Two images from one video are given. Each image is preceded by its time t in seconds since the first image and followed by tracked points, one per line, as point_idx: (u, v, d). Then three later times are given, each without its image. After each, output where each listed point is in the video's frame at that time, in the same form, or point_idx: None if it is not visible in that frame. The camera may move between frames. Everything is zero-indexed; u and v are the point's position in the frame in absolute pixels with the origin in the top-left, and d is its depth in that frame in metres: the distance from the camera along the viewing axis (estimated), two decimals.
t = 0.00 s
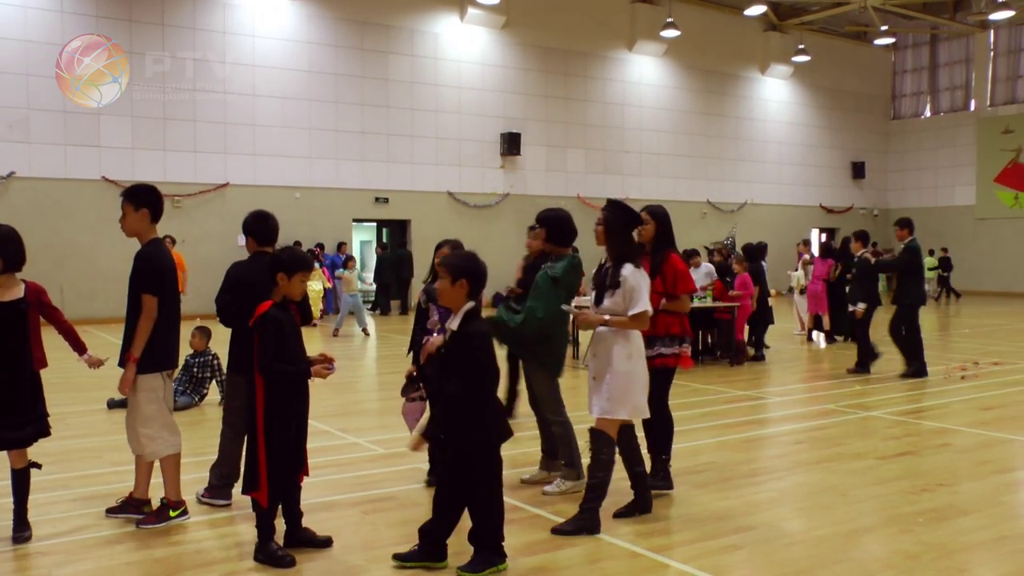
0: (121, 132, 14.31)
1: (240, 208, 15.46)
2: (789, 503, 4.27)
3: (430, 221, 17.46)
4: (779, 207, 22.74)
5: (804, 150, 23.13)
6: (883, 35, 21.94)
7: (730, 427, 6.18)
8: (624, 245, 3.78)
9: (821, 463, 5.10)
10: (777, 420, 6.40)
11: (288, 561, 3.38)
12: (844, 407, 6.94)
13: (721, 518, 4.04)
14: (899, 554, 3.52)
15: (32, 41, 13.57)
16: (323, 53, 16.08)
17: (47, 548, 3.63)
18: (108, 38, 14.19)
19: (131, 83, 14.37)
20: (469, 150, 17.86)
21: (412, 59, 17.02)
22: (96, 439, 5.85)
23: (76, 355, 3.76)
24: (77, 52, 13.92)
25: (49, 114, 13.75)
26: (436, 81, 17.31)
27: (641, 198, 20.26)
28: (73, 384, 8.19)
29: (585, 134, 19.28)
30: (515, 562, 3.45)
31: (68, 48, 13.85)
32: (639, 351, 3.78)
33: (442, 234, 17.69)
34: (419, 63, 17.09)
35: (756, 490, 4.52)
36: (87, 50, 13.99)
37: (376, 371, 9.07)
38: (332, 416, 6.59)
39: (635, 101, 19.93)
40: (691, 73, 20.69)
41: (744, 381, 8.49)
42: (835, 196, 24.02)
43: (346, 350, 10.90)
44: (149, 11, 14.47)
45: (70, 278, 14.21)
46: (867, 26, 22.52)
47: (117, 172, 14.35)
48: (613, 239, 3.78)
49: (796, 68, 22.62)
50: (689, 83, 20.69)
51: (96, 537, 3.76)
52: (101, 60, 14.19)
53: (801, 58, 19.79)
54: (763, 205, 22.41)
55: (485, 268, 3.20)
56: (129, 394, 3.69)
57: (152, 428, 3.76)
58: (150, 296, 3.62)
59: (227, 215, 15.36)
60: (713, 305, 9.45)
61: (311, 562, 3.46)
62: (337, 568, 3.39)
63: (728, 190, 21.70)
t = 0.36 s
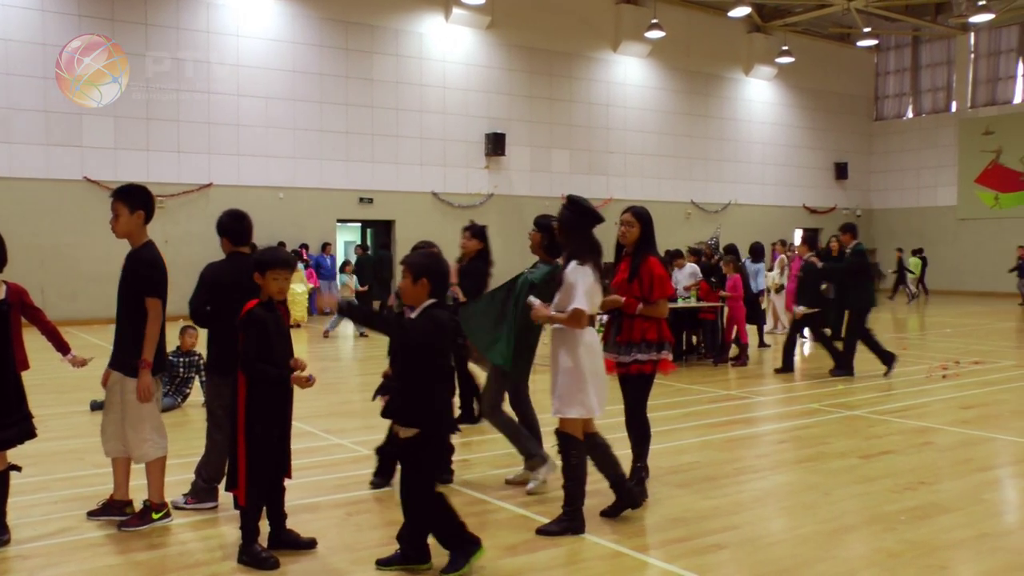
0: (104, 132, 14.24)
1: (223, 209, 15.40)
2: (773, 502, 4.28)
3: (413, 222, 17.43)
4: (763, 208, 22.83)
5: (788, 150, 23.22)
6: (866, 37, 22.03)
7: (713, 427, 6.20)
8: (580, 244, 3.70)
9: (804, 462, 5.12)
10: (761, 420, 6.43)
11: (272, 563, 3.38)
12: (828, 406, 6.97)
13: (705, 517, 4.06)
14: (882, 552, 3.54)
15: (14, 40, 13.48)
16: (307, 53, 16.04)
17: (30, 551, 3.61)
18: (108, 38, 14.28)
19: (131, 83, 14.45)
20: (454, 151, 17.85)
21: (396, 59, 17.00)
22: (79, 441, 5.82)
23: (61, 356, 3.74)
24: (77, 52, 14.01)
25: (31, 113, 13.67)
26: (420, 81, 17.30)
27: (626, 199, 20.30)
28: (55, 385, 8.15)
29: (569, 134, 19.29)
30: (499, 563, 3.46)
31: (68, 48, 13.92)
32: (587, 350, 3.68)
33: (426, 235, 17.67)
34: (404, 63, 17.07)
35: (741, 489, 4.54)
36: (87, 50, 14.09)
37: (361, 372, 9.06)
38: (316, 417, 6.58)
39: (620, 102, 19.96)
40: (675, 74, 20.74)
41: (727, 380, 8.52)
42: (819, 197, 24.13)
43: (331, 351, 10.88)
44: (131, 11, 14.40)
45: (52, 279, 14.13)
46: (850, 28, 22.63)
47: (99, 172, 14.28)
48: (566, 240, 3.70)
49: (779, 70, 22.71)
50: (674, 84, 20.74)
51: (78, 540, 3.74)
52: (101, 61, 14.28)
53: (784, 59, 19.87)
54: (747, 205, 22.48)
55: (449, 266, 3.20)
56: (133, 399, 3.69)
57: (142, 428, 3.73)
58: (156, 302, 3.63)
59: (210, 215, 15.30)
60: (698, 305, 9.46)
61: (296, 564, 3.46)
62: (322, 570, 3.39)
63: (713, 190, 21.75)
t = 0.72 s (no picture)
0: (55, 130, 14.02)
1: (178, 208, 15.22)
2: (730, 500, 4.33)
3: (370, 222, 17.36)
4: (718, 209, 23.02)
5: (743, 152, 23.45)
6: (820, 40, 22.31)
7: (670, 426, 6.25)
8: (503, 243, 3.53)
9: (760, 460, 5.17)
10: (716, 418, 6.49)
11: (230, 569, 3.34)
12: (783, 405, 7.05)
13: (662, 515, 4.09)
14: (836, 549, 3.59)
15: None
16: (262, 51, 15.92)
17: None
18: (108, 38, 14.46)
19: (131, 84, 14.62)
20: (411, 151, 17.80)
21: (352, 58, 16.92)
22: (31, 445, 5.73)
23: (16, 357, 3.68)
24: (77, 52, 14.16)
25: None
26: (377, 80, 17.23)
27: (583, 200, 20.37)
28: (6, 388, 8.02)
29: (526, 135, 19.33)
30: (458, 563, 3.46)
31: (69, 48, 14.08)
32: (498, 353, 3.50)
33: (383, 234, 17.61)
34: (360, 62, 17.00)
35: (697, 487, 4.58)
36: (87, 50, 14.24)
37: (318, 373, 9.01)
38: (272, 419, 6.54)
39: (576, 103, 20.04)
40: (631, 75, 20.87)
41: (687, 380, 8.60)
42: (773, 198, 24.41)
43: (288, 352, 10.81)
44: (82, 7, 14.20)
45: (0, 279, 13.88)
46: (803, 32, 22.91)
47: (50, 171, 14.06)
48: (488, 235, 3.57)
49: (734, 72, 22.92)
50: (629, 85, 20.86)
51: (30, 546, 3.68)
52: (101, 60, 14.51)
53: (739, 62, 20.05)
54: (702, 206, 22.65)
55: (394, 266, 3.26)
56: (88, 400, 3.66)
57: (96, 430, 3.69)
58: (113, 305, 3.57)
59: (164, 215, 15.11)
60: (656, 304, 9.49)
61: (254, 567, 3.44)
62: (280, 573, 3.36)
63: (668, 191, 21.89)
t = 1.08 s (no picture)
0: (6, 128, 13.77)
1: (133, 207, 15.03)
2: (688, 498, 4.37)
3: (328, 222, 17.28)
4: (676, 209, 23.17)
5: (701, 152, 23.62)
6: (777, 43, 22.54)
7: (628, 425, 6.28)
8: (425, 244, 3.53)
9: (719, 458, 5.23)
10: (674, 417, 6.54)
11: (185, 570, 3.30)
12: (740, 403, 7.11)
13: (621, 514, 4.11)
14: (792, 545, 3.63)
15: None
16: (219, 49, 15.77)
17: None
18: (107, 39, 14.61)
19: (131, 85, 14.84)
20: (369, 150, 17.73)
21: (310, 57, 16.82)
22: None
23: None
24: (77, 52, 14.30)
25: None
26: (335, 79, 17.14)
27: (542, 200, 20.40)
28: None
29: (484, 135, 19.33)
30: (418, 564, 3.45)
31: (68, 48, 14.22)
32: (416, 355, 3.49)
33: (342, 233, 17.53)
34: (318, 60, 16.91)
35: (655, 486, 4.61)
36: (87, 51, 14.39)
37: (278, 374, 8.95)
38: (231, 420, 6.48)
39: (534, 103, 20.08)
40: (590, 75, 20.96)
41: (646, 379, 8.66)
42: (731, 198, 24.62)
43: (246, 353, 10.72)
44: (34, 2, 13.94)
45: None
46: (760, 34, 23.13)
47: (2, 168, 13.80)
48: (411, 236, 3.56)
49: (692, 74, 23.08)
50: (588, 86, 20.94)
51: None
52: (101, 60, 14.64)
53: (697, 63, 20.19)
54: (660, 206, 22.77)
55: (343, 266, 3.25)
56: (29, 404, 3.60)
57: (48, 435, 3.67)
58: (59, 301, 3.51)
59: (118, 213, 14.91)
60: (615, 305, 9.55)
61: (212, 570, 3.40)
62: None
63: (626, 191, 21.98)
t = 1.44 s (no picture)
0: None
1: (95, 205, 14.86)
2: (653, 497, 4.39)
3: (294, 222, 17.18)
4: (643, 210, 23.26)
5: (667, 153, 23.75)
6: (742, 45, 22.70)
7: (595, 424, 6.31)
8: (364, 243, 3.63)
9: (684, 457, 5.26)
10: (640, 416, 6.57)
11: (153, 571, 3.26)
12: (705, 402, 7.16)
13: (587, 513, 4.13)
14: (756, 542, 3.67)
15: None
16: (183, 46, 15.64)
17: None
18: (108, 39, 14.83)
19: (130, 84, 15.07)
20: (335, 149, 17.66)
21: (275, 55, 16.72)
22: None
23: None
24: (77, 52, 14.56)
25: None
26: (300, 77, 17.05)
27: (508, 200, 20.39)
28: None
29: (450, 135, 19.31)
30: (383, 566, 3.44)
31: (69, 48, 14.45)
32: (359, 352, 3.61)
33: (308, 232, 17.44)
34: (283, 58, 16.81)
35: (620, 485, 4.62)
36: (88, 50, 14.65)
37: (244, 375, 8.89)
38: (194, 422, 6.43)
39: (500, 103, 20.08)
40: (557, 76, 21.00)
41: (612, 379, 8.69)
42: (697, 199, 24.76)
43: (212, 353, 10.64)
44: None
45: None
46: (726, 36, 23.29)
47: None
48: (350, 236, 3.66)
49: (658, 75, 23.19)
50: (554, 86, 20.97)
51: None
52: (102, 61, 14.87)
53: (663, 64, 20.27)
54: (627, 207, 22.84)
55: (299, 262, 3.23)
56: None
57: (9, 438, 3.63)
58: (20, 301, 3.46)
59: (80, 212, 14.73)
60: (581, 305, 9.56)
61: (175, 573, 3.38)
62: None
63: (592, 191, 22.03)
